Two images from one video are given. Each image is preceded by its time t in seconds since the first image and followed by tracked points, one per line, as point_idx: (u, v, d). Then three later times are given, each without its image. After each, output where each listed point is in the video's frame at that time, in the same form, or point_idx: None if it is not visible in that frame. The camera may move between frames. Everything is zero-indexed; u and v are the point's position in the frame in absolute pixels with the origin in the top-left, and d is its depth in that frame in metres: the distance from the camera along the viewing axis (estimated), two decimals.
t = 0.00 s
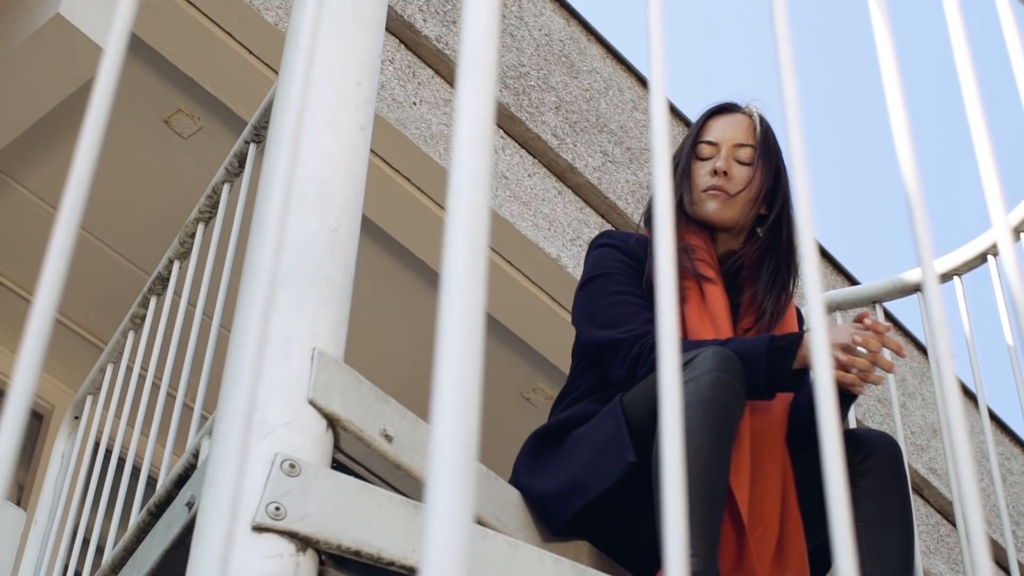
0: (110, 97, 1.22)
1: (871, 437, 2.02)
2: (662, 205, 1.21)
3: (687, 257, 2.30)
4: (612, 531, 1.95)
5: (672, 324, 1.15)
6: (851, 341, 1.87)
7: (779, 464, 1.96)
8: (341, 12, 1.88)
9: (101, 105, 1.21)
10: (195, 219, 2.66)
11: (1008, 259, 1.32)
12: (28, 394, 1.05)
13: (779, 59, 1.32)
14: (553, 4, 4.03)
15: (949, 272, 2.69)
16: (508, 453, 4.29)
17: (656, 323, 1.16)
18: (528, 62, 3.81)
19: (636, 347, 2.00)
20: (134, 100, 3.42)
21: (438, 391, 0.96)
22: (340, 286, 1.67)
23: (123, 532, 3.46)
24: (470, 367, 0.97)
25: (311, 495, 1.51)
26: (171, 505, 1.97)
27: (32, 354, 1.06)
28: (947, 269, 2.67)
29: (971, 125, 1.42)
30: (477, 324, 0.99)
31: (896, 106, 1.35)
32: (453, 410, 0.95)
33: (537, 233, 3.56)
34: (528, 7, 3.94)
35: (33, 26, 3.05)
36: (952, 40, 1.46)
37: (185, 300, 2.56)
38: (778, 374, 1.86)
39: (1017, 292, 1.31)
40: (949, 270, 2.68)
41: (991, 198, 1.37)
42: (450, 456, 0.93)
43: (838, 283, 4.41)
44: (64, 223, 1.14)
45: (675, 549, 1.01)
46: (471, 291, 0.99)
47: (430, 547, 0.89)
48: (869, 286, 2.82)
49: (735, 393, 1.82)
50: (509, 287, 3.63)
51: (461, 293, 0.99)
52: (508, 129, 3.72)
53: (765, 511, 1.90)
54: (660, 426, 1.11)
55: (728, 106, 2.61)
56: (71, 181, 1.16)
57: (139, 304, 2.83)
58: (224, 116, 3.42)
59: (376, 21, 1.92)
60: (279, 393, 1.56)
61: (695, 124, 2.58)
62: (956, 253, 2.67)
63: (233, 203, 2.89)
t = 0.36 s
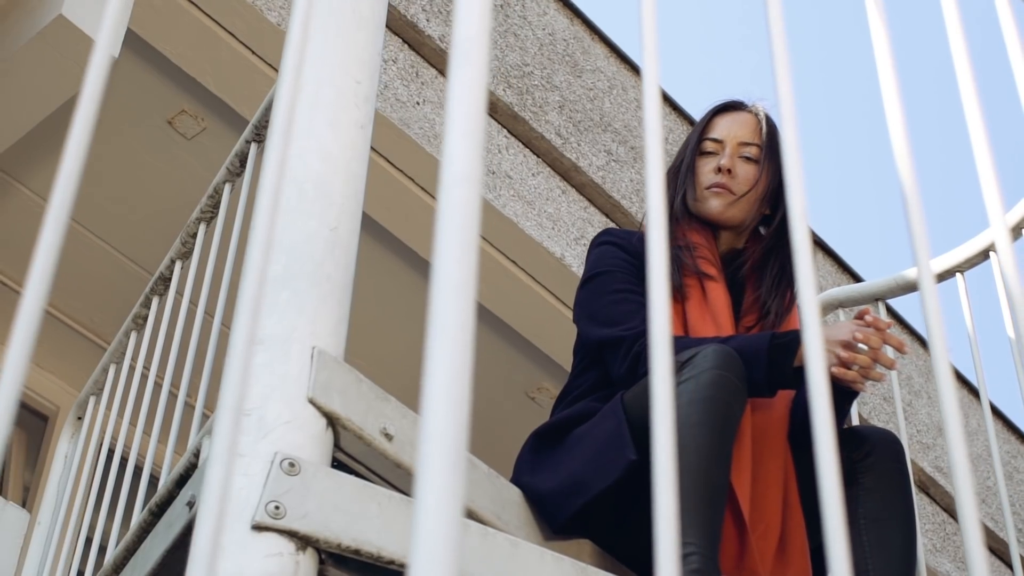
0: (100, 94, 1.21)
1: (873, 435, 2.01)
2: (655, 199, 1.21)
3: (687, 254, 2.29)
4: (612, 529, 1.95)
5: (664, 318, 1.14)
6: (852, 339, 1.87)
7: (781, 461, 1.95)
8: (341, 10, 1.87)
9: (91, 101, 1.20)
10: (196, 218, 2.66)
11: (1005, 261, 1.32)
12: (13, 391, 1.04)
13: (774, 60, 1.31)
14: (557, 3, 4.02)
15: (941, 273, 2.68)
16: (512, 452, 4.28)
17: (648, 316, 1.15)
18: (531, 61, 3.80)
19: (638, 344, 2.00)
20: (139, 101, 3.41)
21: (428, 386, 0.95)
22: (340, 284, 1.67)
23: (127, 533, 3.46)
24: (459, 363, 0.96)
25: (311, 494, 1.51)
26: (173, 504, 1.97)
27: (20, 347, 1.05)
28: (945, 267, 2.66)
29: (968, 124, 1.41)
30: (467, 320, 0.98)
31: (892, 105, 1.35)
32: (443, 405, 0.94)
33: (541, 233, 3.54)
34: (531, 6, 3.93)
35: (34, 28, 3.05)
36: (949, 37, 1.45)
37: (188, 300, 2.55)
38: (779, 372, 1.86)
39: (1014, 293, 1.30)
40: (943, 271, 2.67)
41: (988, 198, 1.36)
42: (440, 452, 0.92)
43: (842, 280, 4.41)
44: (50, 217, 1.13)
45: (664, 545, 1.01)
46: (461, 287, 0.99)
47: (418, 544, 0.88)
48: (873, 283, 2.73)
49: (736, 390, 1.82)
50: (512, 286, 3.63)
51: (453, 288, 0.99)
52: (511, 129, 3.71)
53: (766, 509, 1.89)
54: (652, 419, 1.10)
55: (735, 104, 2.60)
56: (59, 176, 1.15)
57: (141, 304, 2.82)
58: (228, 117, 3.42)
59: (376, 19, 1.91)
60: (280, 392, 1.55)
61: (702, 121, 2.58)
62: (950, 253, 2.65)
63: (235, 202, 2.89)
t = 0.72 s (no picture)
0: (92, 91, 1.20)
1: (875, 433, 2.00)
2: (647, 198, 1.20)
3: (688, 251, 2.29)
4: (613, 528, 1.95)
5: (656, 316, 1.14)
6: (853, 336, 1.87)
7: (782, 459, 1.95)
8: (341, 9, 1.87)
9: (83, 99, 1.19)
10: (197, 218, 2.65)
11: (1003, 262, 1.31)
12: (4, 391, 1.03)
13: (769, 60, 1.31)
14: (560, 3, 4.02)
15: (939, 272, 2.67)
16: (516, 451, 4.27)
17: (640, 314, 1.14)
18: (534, 60, 3.80)
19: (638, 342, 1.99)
20: (141, 102, 3.41)
21: (419, 382, 0.95)
22: (340, 283, 1.67)
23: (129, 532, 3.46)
24: (449, 356, 0.96)
25: (311, 493, 1.51)
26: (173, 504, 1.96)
27: (9, 346, 1.05)
28: (945, 265, 2.64)
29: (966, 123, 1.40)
30: (457, 314, 0.98)
31: (889, 105, 1.34)
32: (433, 399, 0.94)
33: (545, 232, 3.53)
34: (534, 6, 3.93)
35: (35, 29, 3.06)
36: (947, 35, 1.45)
37: (189, 300, 2.55)
38: (780, 370, 1.86)
39: (1012, 293, 1.29)
40: (941, 270, 2.66)
41: (986, 198, 1.35)
42: (431, 450, 0.92)
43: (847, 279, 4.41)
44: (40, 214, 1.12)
45: (656, 542, 1.01)
46: (452, 280, 0.99)
47: (409, 542, 0.88)
48: (874, 280, 2.62)
49: (737, 387, 1.82)
50: (515, 285, 3.62)
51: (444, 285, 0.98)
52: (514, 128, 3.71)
53: (767, 507, 1.89)
54: (643, 417, 1.10)
55: (740, 102, 2.60)
56: (48, 174, 1.13)
57: (143, 304, 2.82)
58: (231, 117, 3.41)
59: (376, 18, 1.91)
60: (280, 390, 1.55)
61: (706, 119, 2.58)
62: (949, 252, 2.64)
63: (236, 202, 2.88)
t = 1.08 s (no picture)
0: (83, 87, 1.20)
1: (875, 430, 2.00)
2: (640, 197, 1.20)
3: (687, 249, 2.28)
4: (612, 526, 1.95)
5: (648, 316, 1.13)
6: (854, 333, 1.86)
7: (783, 457, 1.95)
8: (339, 8, 1.87)
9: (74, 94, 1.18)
10: (198, 218, 2.65)
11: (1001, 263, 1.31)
12: None
13: (764, 61, 1.30)
14: (562, 2, 4.01)
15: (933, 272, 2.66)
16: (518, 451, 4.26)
17: (632, 314, 1.14)
18: (536, 60, 3.80)
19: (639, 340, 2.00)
20: (142, 103, 3.40)
21: (408, 380, 0.94)
22: (338, 282, 1.66)
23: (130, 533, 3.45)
24: (438, 353, 0.96)
25: (309, 492, 1.50)
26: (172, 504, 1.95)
27: None
28: (944, 264, 2.63)
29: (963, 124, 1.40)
30: (446, 311, 0.98)
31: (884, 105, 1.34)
32: (422, 396, 0.94)
33: (547, 231, 3.53)
34: (536, 5, 3.92)
35: (36, 30, 3.05)
36: (945, 34, 1.44)
37: (189, 298, 2.55)
38: (777, 371, 1.86)
39: (1008, 293, 1.29)
40: (936, 270, 2.65)
41: (984, 199, 1.35)
42: (419, 448, 0.91)
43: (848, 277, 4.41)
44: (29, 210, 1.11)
45: (647, 539, 1.01)
46: (441, 277, 0.98)
47: (397, 540, 0.87)
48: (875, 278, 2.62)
49: (736, 385, 1.81)
50: (517, 284, 3.62)
51: (433, 284, 0.98)
52: (516, 127, 3.70)
53: (767, 505, 1.88)
54: (635, 416, 1.09)
55: (745, 101, 2.59)
56: (36, 171, 1.13)
57: (143, 304, 2.82)
58: (232, 117, 3.40)
59: (375, 17, 1.91)
60: (277, 389, 1.54)
61: (710, 118, 2.57)
62: (944, 252, 2.63)
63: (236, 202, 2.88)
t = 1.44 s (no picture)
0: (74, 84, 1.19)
1: (876, 428, 2.00)
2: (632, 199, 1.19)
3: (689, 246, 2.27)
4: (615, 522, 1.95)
5: (641, 314, 1.13)
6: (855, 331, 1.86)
7: (784, 453, 1.94)
8: (339, 6, 1.86)
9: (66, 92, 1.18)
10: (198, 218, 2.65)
11: (998, 262, 1.30)
12: None
13: (760, 60, 1.30)
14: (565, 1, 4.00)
15: (933, 270, 2.65)
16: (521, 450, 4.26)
17: (624, 312, 1.14)
18: (539, 59, 3.79)
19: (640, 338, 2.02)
20: (144, 104, 3.38)
21: (398, 377, 0.94)
22: (337, 281, 1.66)
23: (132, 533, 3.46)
24: (429, 347, 0.96)
25: (309, 491, 1.49)
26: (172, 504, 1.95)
27: None
28: (944, 262, 2.62)
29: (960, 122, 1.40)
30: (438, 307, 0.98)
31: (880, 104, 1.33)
32: (413, 390, 0.94)
33: (550, 230, 3.52)
34: (539, 3, 3.92)
35: (36, 30, 3.04)
36: (941, 31, 1.44)
37: (189, 298, 2.55)
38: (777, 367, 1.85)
39: (1004, 291, 1.28)
40: (937, 268, 2.63)
41: (981, 198, 1.34)
42: (409, 445, 0.91)
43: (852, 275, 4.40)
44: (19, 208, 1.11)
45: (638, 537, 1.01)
46: (432, 272, 0.98)
47: (387, 534, 0.87)
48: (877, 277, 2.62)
49: (736, 382, 1.80)
50: (519, 283, 3.61)
51: (425, 280, 0.98)
52: (518, 127, 3.70)
53: (767, 503, 1.88)
54: (628, 413, 1.09)
55: (750, 99, 2.59)
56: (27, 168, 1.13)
57: (144, 305, 2.82)
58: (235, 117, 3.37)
59: (374, 15, 1.90)
60: (275, 388, 1.54)
61: (715, 115, 2.57)
62: (944, 250, 2.62)
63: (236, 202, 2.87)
